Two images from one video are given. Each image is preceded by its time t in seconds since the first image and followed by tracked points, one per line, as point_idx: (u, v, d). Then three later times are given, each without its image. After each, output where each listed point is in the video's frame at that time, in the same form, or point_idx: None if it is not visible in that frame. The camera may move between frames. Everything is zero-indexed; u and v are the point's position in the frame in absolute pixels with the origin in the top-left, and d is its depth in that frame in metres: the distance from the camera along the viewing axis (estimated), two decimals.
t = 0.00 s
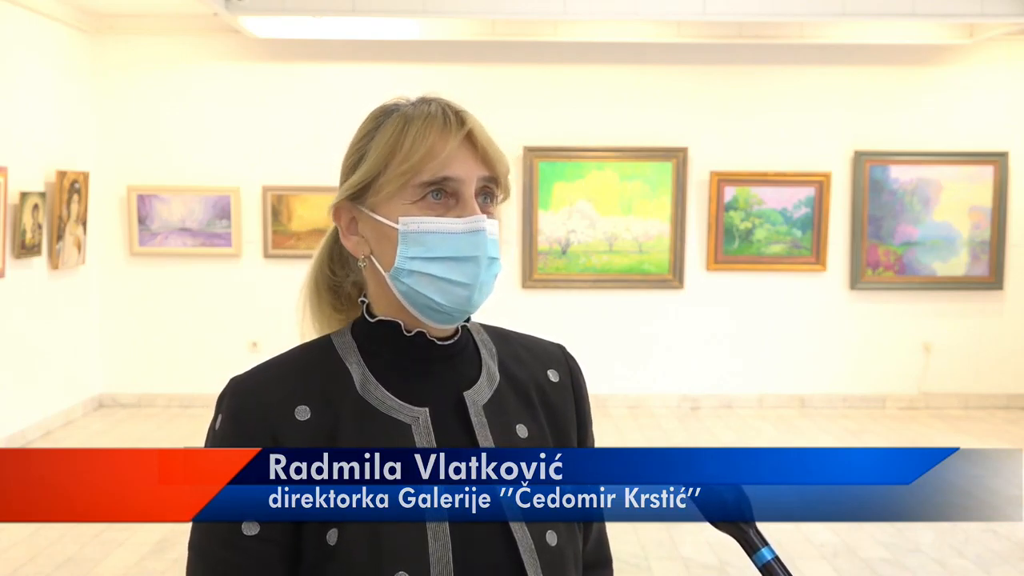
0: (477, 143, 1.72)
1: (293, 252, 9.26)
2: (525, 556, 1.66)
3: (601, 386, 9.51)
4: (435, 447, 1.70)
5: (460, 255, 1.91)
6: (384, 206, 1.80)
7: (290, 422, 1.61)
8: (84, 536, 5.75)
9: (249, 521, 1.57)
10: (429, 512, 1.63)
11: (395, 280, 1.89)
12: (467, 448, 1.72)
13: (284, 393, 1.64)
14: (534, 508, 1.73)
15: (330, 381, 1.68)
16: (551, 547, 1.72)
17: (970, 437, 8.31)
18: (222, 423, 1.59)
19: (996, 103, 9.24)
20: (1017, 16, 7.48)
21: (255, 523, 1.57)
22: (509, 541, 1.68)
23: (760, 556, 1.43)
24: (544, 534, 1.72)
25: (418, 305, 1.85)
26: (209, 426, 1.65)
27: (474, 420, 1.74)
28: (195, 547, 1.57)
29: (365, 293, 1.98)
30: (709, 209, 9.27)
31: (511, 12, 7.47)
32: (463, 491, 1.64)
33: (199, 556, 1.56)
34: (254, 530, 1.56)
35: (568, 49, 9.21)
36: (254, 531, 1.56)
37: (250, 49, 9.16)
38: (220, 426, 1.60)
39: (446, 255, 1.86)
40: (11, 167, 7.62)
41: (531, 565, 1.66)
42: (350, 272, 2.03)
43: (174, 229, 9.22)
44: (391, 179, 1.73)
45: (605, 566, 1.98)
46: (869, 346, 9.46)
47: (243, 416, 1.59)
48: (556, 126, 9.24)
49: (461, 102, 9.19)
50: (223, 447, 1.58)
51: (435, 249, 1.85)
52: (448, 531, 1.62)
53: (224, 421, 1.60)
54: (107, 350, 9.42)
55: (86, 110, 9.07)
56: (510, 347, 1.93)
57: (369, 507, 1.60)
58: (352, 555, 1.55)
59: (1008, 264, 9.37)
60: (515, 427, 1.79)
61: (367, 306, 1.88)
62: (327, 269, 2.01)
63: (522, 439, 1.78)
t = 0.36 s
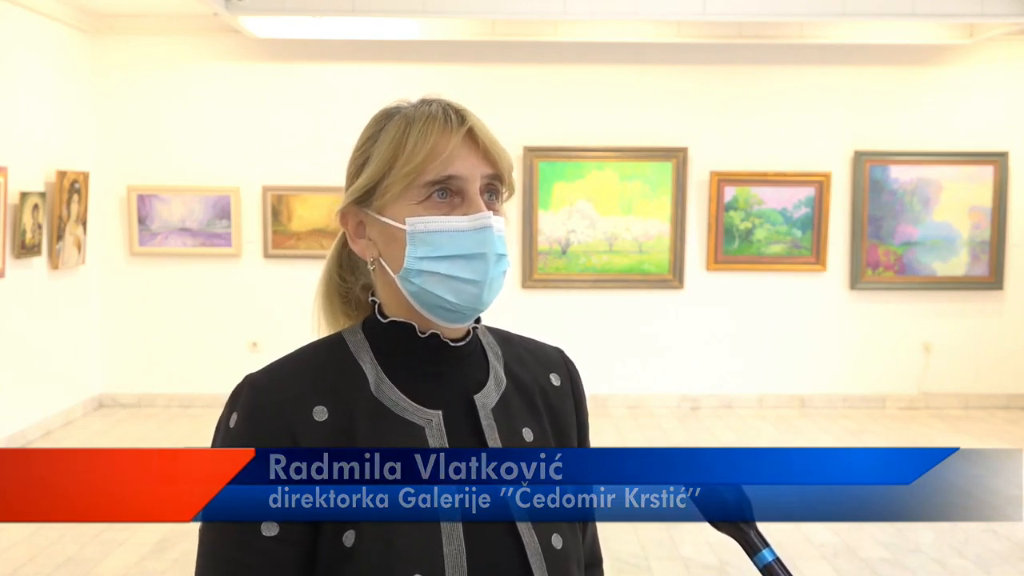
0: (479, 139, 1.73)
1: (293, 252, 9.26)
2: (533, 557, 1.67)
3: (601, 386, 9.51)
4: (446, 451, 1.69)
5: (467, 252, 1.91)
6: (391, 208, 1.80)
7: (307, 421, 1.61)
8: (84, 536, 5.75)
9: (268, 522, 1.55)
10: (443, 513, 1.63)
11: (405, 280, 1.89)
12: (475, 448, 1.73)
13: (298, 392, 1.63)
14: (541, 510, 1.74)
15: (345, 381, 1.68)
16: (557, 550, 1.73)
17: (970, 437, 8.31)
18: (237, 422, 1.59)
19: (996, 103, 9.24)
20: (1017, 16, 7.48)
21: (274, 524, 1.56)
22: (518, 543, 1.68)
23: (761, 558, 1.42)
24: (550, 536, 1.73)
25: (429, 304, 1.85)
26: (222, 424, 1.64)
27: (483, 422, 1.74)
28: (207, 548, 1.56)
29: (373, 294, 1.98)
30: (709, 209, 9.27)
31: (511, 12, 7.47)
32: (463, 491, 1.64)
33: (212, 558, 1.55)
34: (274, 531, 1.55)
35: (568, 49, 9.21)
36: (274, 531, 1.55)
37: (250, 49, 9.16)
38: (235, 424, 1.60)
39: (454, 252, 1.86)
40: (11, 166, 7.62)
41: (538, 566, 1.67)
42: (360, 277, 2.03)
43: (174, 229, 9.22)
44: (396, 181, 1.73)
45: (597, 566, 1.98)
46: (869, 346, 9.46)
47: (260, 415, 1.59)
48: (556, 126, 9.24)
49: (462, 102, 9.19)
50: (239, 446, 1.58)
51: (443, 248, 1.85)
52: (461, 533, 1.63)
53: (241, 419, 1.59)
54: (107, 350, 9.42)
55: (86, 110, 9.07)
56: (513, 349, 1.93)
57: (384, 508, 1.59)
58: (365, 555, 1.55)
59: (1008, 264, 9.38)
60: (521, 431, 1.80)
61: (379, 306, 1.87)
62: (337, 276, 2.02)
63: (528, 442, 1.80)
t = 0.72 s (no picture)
0: (485, 137, 1.75)
1: (293, 252, 9.26)
2: (535, 557, 1.67)
3: (601, 386, 9.51)
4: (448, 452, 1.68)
5: (476, 246, 1.96)
6: (397, 206, 1.80)
7: (306, 421, 1.61)
8: (84, 536, 5.75)
9: (268, 522, 1.55)
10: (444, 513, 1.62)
11: (413, 277, 1.89)
12: (476, 448, 1.73)
13: (298, 392, 1.63)
14: (541, 510, 1.74)
15: (346, 382, 1.68)
16: (558, 550, 1.73)
17: (970, 437, 8.31)
18: (239, 422, 1.60)
19: (995, 103, 9.24)
20: (1017, 16, 7.48)
21: (273, 523, 1.55)
22: (519, 542, 1.68)
23: (761, 555, 1.41)
24: (551, 536, 1.73)
25: (438, 300, 1.86)
26: (223, 424, 1.64)
27: (484, 422, 1.74)
28: (207, 548, 1.56)
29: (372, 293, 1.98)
30: (709, 209, 9.27)
31: (511, 12, 7.47)
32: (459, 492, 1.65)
33: (212, 558, 1.55)
34: (273, 530, 1.55)
35: (568, 49, 9.20)
36: (273, 531, 1.55)
37: (250, 49, 9.16)
38: (236, 425, 1.60)
39: (465, 247, 1.90)
40: (11, 166, 7.62)
41: (539, 566, 1.67)
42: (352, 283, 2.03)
43: (174, 229, 9.22)
44: (403, 180, 1.73)
45: (597, 565, 1.98)
46: (869, 347, 9.46)
47: (261, 415, 1.59)
48: (556, 126, 9.24)
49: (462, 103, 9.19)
50: (240, 446, 1.58)
51: (453, 243, 1.88)
52: (463, 532, 1.63)
53: (241, 420, 1.60)
54: (107, 350, 9.42)
55: (86, 110, 9.07)
56: (513, 349, 1.93)
57: (385, 508, 1.58)
58: (365, 556, 1.55)
59: (1008, 264, 9.38)
60: (521, 431, 1.80)
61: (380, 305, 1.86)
62: (327, 278, 2.03)
63: (528, 443, 1.80)
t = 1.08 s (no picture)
0: (486, 148, 1.75)
1: (293, 252, 9.26)
2: (533, 558, 1.67)
3: (600, 386, 9.51)
4: (444, 452, 1.68)
5: (473, 258, 1.91)
6: (393, 211, 1.81)
7: (300, 424, 1.61)
8: (84, 536, 5.75)
9: (262, 525, 1.56)
10: (440, 514, 1.62)
11: (407, 284, 1.87)
12: (474, 449, 1.72)
13: (292, 395, 1.64)
14: (539, 510, 1.74)
15: (339, 384, 1.68)
16: (557, 550, 1.73)
17: (970, 437, 8.31)
18: (233, 426, 1.61)
19: (996, 103, 9.24)
20: (1017, 16, 7.47)
21: (267, 527, 1.56)
22: (516, 543, 1.68)
23: (760, 555, 1.41)
24: (550, 537, 1.73)
25: (430, 309, 1.83)
26: (219, 427, 1.66)
27: (480, 422, 1.74)
28: (204, 552, 1.58)
29: (369, 294, 2.00)
30: (709, 209, 9.27)
31: (511, 12, 7.46)
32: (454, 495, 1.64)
33: (208, 562, 1.57)
34: (266, 534, 1.56)
35: (568, 49, 9.20)
36: (268, 535, 1.56)
37: (250, 49, 9.16)
38: (230, 429, 1.61)
39: (460, 260, 1.85)
40: (11, 166, 7.62)
41: (537, 565, 1.67)
42: (350, 274, 2.04)
43: (174, 229, 9.22)
44: (401, 186, 1.73)
45: (601, 565, 1.98)
46: (869, 347, 9.46)
47: (254, 419, 1.60)
48: (556, 126, 9.24)
49: (462, 102, 9.19)
50: (233, 451, 1.59)
51: (449, 254, 1.83)
52: (459, 533, 1.62)
53: (234, 424, 1.61)
54: (107, 350, 9.42)
55: (86, 110, 9.07)
56: (512, 349, 1.94)
57: (379, 509, 1.58)
58: (362, 558, 1.55)
59: (1008, 264, 9.38)
60: (519, 431, 1.79)
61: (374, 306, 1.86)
62: (323, 268, 2.03)
63: (526, 442, 1.80)
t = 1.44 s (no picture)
0: (460, 142, 1.73)
1: (293, 252, 9.26)
2: (537, 558, 1.67)
3: (600, 386, 9.51)
4: (447, 453, 1.68)
5: (458, 257, 1.89)
6: (376, 215, 1.81)
7: (305, 427, 1.61)
8: (84, 536, 5.75)
9: (269, 530, 1.56)
10: (446, 514, 1.62)
11: (394, 288, 1.87)
12: (476, 450, 1.73)
13: (296, 398, 1.64)
14: (542, 511, 1.74)
15: (342, 386, 1.68)
16: (559, 550, 1.73)
17: (970, 437, 8.31)
18: (237, 429, 1.60)
19: (996, 103, 9.24)
20: (1018, 16, 7.47)
21: (274, 532, 1.56)
22: (522, 543, 1.68)
23: (758, 561, 1.41)
24: (553, 537, 1.73)
25: (417, 312, 1.83)
26: (222, 430, 1.66)
27: (482, 423, 1.74)
28: (207, 554, 1.58)
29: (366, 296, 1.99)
30: (709, 209, 9.27)
31: (511, 12, 7.46)
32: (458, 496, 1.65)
33: (214, 566, 1.57)
34: (274, 538, 1.56)
35: (568, 49, 9.19)
36: (273, 539, 1.56)
37: (250, 49, 9.16)
38: (233, 432, 1.61)
39: (442, 261, 1.84)
40: (11, 166, 7.62)
41: (541, 566, 1.67)
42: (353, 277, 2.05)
43: (174, 229, 9.22)
44: (378, 189, 1.73)
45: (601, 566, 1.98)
46: (869, 347, 9.46)
47: (257, 423, 1.59)
48: (556, 126, 9.24)
49: (462, 103, 9.18)
50: (237, 455, 1.59)
51: (429, 256, 1.82)
52: (465, 534, 1.62)
53: (238, 427, 1.61)
54: (107, 350, 9.41)
55: (86, 110, 9.06)
56: (510, 349, 1.94)
57: (385, 511, 1.58)
58: (368, 561, 1.54)
59: (1008, 264, 9.39)
60: (520, 432, 1.80)
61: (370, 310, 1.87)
62: (331, 274, 2.03)
63: (527, 442, 1.80)
